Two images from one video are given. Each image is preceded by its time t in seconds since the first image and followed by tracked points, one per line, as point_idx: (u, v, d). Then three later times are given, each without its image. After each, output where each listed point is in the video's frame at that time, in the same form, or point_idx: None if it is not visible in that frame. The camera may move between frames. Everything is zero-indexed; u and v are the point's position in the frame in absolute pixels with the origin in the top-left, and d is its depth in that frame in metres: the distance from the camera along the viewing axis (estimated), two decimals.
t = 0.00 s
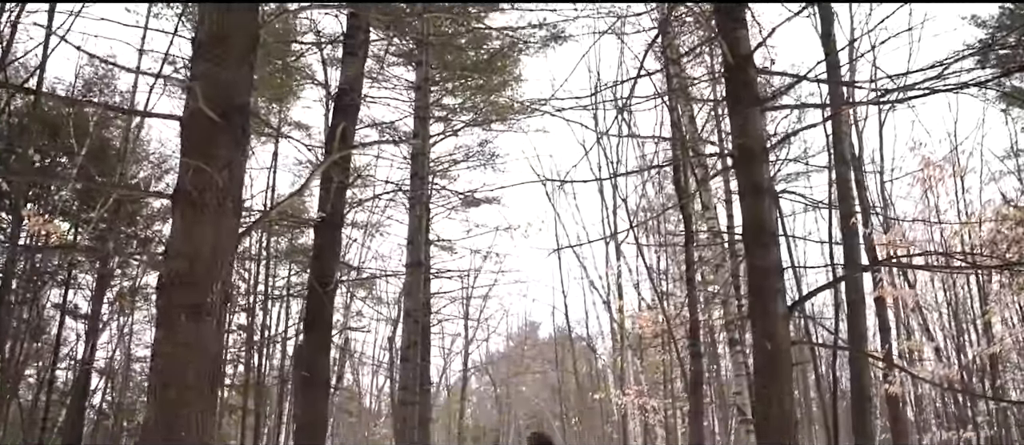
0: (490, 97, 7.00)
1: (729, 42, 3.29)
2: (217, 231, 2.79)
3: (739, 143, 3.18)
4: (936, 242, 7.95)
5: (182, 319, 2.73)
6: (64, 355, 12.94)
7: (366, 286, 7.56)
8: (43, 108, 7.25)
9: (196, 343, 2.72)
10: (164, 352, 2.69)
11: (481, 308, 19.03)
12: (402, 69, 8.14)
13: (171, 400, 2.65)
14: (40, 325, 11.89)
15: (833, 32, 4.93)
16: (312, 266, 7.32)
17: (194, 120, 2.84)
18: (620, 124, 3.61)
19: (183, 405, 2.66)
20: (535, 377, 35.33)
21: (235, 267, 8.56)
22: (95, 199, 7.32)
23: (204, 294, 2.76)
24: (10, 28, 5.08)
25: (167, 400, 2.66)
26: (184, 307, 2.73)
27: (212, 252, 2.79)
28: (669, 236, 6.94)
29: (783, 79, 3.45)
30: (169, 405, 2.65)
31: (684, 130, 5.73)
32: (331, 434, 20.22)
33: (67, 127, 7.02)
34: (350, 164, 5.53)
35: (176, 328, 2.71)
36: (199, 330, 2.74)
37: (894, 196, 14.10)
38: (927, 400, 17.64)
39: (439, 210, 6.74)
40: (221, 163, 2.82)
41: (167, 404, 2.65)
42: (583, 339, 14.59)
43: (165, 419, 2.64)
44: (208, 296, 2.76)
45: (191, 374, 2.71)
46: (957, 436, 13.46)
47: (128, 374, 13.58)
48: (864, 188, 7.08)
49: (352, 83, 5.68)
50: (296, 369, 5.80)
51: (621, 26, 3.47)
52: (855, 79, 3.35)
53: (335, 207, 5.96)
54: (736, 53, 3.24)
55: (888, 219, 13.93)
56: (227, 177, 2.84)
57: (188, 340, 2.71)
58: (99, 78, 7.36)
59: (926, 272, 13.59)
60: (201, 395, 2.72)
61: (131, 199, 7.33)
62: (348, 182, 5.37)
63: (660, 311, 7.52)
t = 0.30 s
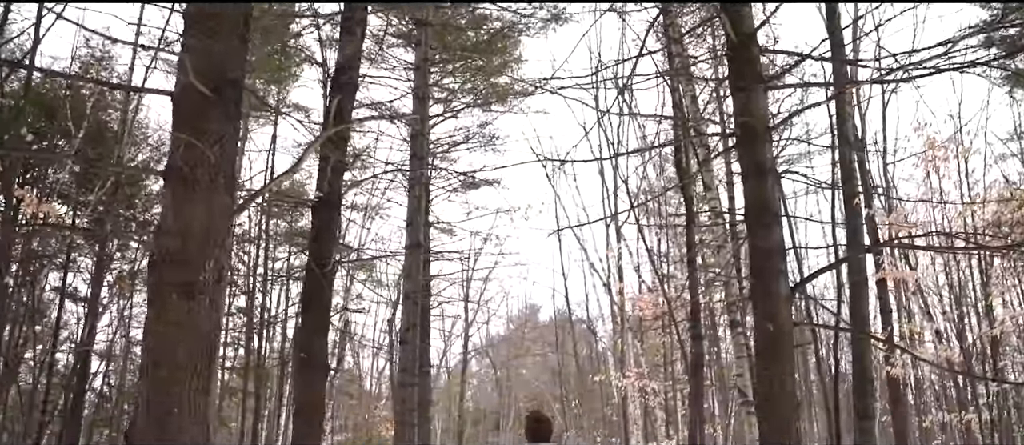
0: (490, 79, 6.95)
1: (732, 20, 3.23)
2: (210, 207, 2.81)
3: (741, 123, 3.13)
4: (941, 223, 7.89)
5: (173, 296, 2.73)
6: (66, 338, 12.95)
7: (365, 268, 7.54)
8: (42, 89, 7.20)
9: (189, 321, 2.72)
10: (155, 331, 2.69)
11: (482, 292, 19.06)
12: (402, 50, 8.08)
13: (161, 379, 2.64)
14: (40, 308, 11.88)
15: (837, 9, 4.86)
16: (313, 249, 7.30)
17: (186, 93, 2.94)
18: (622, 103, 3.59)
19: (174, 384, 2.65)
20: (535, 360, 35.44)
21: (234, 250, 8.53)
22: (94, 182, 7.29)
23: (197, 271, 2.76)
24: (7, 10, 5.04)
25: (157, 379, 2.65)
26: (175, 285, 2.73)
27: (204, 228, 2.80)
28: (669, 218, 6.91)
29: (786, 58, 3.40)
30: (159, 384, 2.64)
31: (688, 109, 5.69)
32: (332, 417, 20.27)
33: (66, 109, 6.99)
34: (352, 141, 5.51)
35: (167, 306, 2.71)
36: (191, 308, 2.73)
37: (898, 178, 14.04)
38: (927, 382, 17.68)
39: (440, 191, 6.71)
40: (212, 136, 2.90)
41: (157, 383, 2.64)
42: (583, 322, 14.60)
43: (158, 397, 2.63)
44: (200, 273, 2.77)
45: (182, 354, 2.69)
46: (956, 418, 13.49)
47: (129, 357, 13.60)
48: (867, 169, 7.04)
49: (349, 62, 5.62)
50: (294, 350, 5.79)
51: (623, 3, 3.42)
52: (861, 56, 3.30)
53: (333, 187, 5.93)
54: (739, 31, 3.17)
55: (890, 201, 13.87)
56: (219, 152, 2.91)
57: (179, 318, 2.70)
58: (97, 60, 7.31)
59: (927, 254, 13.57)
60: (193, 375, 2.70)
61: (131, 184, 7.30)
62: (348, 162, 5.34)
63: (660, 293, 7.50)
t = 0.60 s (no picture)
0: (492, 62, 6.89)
1: None
2: (204, 188, 3.01)
3: (745, 104, 3.09)
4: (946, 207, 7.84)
5: (167, 277, 2.92)
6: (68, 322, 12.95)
7: (366, 252, 7.51)
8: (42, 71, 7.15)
9: (182, 301, 2.91)
10: (150, 312, 2.87)
11: (484, 277, 19.01)
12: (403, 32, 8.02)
13: (156, 361, 2.84)
14: (42, 292, 11.87)
15: None
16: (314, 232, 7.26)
17: (180, 73, 3.11)
18: (625, 83, 3.53)
19: (169, 365, 2.86)
20: (537, 345, 35.48)
21: (236, 234, 8.50)
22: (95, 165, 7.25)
23: (192, 251, 2.96)
24: None
25: (152, 361, 2.84)
26: (170, 266, 2.92)
27: (197, 210, 3.00)
28: (672, 201, 6.87)
29: (791, 37, 3.36)
30: (154, 365, 2.84)
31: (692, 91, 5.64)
32: (334, 401, 20.30)
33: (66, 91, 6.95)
34: (352, 124, 5.47)
35: (160, 288, 2.89)
36: (185, 287, 2.93)
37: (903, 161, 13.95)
38: (930, 367, 17.67)
39: (441, 174, 6.68)
40: (205, 118, 3.09)
41: (151, 364, 2.84)
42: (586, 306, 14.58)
43: (152, 378, 2.83)
44: (194, 253, 2.97)
45: (176, 335, 2.89)
46: (960, 403, 13.47)
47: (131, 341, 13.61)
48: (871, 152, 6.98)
49: (349, 43, 5.57)
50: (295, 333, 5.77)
51: None
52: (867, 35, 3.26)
53: (332, 169, 5.90)
54: (745, 9, 3.11)
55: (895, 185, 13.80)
56: (211, 134, 3.10)
57: (174, 299, 2.90)
58: (96, 41, 7.25)
59: (932, 239, 13.51)
60: (187, 356, 2.91)
61: (132, 167, 7.26)
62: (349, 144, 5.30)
63: (663, 277, 7.47)
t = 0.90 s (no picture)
0: (496, 47, 6.83)
1: None
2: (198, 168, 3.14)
3: (753, 86, 3.04)
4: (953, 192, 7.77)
5: (162, 259, 3.03)
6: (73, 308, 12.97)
7: (370, 238, 7.49)
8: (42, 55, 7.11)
9: (177, 283, 3.03)
10: (146, 295, 2.99)
11: (488, 263, 18.98)
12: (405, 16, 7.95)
13: (151, 345, 2.95)
14: (46, 278, 11.89)
15: None
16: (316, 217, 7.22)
17: (175, 49, 3.23)
18: (630, 64, 3.48)
19: (164, 348, 2.97)
20: (542, 331, 35.47)
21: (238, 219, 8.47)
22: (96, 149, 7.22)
23: (186, 233, 3.08)
24: None
25: (148, 344, 2.96)
26: (164, 248, 3.03)
27: (191, 191, 3.11)
28: (677, 187, 6.82)
29: (799, 18, 3.30)
30: (150, 348, 2.95)
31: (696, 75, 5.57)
32: (338, 387, 20.33)
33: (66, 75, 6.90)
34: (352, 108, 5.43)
35: (156, 271, 3.00)
36: (179, 269, 3.05)
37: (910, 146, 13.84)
38: (935, 353, 17.63)
39: (443, 159, 6.64)
40: (198, 96, 3.21)
41: (147, 348, 2.95)
42: (590, 292, 14.55)
43: (148, 361, 2.95)
44: (188, 236, 3.08)
45: (172, 319, 3.00)
46: (965, 390, 13.43)
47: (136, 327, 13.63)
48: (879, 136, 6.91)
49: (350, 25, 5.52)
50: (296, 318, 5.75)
51: None
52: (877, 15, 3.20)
53: (333, 152, 5.86)
54: None
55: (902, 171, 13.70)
56: (204, 113, 3.22)
57: (169, 281, 3.01)
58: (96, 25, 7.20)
59: (940, 225, 13.42)
60: (181, 340, 3.02)
61: (133, 152, 7.23)
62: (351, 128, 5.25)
63: (667, 263, 7.44)
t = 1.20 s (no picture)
0: (500, 32, 6.79)
1: None
2: (194, 152, 3.11)
3: (760, 69, 3.00)
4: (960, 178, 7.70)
5: (158, 242, 3.01)
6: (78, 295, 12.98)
7: (374, 225, 7.47)
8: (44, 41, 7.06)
9: (173, 267, 3.01)
10: (141, 279, 2.97)
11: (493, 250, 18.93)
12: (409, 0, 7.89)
13: (146, 330, 2.94)
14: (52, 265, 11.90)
15: None
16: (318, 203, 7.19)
17: (170, 29, 3.20)
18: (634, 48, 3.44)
19: (159, 333, 2.95)
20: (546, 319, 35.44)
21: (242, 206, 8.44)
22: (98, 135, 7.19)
23: (181, 217, 3.06)
24: None
25: (143, 328, 2.94)
26: (160, 232, 3.02)
27: (187, 174, 3.09)
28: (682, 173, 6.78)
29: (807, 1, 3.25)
30: (145, 333, 2.93)
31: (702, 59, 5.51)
32: (342, 373, 20.34)
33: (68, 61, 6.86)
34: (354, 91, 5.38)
35: (151, 255, 2.98)
36: (175, 253, 3.03)
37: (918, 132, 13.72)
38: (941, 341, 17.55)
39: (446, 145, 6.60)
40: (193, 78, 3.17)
41: (142, 332, 2.94)
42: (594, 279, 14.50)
43: (143, 345, 2.93)
44: (183, 219, 3.07)
45: (168, 302, 2.98)
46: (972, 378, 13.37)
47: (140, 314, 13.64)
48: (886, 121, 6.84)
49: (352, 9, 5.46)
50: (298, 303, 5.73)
51: None
52: None
53: (335, 138, 5.82)
54: None
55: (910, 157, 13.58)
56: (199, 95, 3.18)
57: (165, 264, 2.99)
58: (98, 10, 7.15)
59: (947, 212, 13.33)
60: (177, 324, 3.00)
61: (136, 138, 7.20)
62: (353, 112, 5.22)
63: (672, 250, 7.40)
